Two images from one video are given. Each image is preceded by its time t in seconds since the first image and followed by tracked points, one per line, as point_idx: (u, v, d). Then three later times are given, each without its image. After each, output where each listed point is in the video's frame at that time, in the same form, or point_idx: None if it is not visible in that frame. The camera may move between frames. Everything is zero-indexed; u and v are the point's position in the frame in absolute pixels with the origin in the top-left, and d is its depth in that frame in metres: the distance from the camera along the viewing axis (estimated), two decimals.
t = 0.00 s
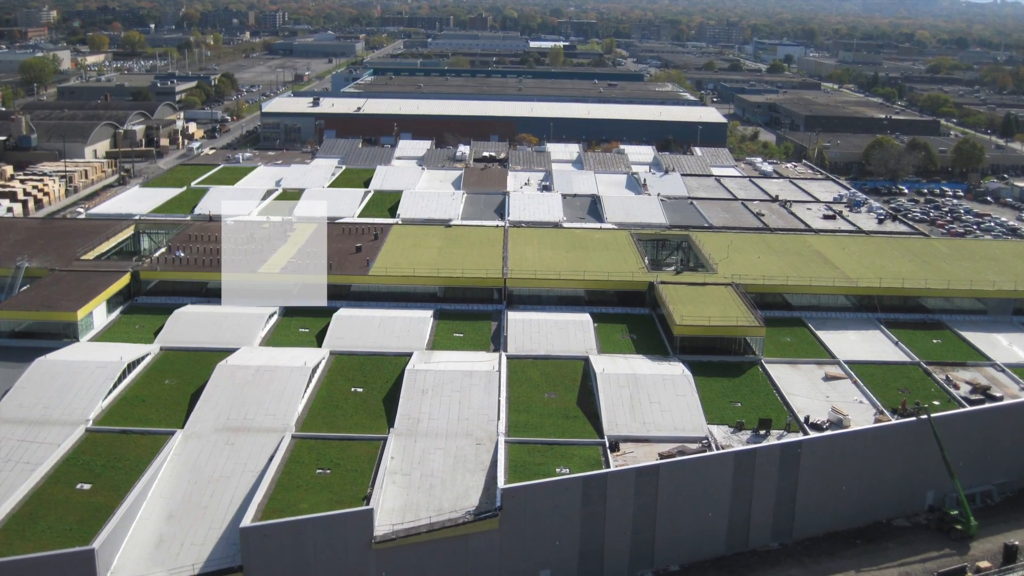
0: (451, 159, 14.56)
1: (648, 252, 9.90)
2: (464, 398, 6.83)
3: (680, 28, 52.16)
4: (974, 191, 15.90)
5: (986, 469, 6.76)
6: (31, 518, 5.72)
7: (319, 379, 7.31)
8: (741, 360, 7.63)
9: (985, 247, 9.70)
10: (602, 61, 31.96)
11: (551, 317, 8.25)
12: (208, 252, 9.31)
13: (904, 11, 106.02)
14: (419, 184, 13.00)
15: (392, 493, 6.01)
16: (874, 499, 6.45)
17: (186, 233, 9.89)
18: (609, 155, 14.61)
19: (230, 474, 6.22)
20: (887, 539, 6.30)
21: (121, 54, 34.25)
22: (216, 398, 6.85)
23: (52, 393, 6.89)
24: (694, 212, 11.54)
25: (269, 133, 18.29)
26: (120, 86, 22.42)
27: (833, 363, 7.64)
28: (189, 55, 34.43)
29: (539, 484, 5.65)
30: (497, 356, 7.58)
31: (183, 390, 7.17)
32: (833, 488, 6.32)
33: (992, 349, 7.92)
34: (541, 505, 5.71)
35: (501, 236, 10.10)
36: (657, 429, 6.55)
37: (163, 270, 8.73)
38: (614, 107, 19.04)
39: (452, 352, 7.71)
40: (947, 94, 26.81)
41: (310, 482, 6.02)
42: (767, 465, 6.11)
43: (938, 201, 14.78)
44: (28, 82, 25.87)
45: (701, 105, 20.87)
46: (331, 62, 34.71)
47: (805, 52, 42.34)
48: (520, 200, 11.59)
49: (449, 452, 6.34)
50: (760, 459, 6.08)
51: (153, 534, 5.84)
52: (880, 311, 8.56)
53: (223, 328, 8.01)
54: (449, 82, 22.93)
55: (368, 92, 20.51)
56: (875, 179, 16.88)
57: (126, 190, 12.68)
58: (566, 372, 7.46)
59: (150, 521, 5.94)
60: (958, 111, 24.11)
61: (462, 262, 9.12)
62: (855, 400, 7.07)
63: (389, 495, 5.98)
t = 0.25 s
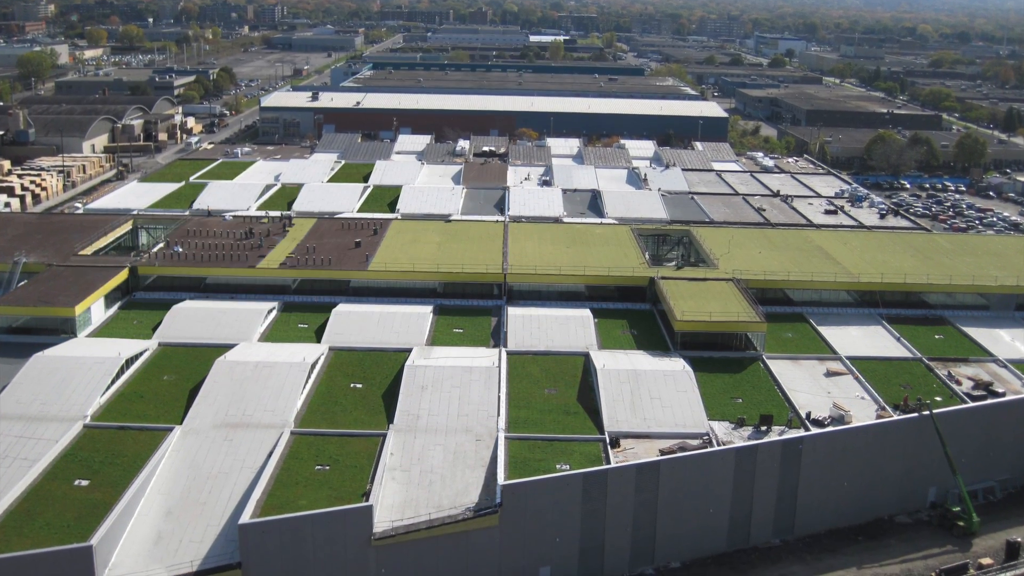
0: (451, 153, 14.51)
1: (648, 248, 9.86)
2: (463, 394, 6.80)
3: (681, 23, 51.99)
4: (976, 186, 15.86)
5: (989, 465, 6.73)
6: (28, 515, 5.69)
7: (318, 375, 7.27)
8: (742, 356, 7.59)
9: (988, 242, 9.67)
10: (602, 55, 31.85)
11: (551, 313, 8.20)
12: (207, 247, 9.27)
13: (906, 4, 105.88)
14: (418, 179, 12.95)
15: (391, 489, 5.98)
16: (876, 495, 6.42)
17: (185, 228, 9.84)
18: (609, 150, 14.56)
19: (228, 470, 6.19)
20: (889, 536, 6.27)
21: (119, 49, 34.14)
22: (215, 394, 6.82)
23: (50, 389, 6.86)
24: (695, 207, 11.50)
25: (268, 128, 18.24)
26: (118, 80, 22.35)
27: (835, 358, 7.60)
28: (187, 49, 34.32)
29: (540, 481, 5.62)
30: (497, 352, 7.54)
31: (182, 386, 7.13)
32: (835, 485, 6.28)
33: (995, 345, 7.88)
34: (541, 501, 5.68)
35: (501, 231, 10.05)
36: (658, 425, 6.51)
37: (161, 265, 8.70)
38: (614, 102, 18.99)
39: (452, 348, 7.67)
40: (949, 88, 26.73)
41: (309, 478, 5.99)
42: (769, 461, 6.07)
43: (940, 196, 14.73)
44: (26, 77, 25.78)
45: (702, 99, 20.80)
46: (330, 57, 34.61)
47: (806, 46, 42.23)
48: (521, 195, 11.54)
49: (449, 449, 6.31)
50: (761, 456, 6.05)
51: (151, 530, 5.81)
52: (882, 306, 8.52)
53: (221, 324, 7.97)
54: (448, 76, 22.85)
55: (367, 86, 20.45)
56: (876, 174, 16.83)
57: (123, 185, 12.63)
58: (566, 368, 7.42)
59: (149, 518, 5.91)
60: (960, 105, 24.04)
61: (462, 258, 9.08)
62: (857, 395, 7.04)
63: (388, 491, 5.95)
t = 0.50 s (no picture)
0: (451, 148, 14.46)
1: (649, 243, 9.82)
2: (463, 389, 6.76)
3: (682, 16, 51.81)
4: (978, 181, 15.82)
5: (991, 461, 6.70)
6: (26, 511, 5.66)
7: (317, 371, 7.23)
8: (743, 352, 7.55)
9: (990, 237, 9.63)
10: (602, 50, 31.77)
11: (551, 309, 8.17)
12: (205, 242, 9.23)
13: None
14: (418, 174, 12.90)
15: (390, 486, 5.94)
16: (877, 492, 6.39)
17: (183, 223, 9.80)
18: (610, 145, 14.50)
19: (227, 466, 6.16)
20: (891, 532, 6.24)
21: (117, 43, 34.04)
22: (213, 390, 6.78)
23: (48, 385, 6.82)
24: (696, 202, 11.45)
25: (266, 122, 18.18)
26: (116, 75, 22.28)
27: (836, 354, 7.57)
28: (186, 43, 34.21)
29: (540, 477, 5.59)
30: (496, 347, 7.51)
31: (180, 382, 7.10)
32: (836, 481, 6.26)
33: (997, 340, 7.84)
34: (541, 497, 5.65)
35: (501, 226, 10.01)
36: (658, 421, 6.48)
37: (159, 260, 8.66)
38: (614, 96, 18.92)
39: (451, 344, 7.64)
40: (952, 83, 26.65)
41: (307, 474, 5.96)
42: (770, 457, 6.05)
43: (942, 191, 14.69)
44: (24, 71, 25.70)
45: (703, 94, 20.73)
46: (329, 51, 34.52)
47: (808, 40, 42.11)
48: (521, 190, 11.49)
49: (448, 445, 6.28)
50: (763, 452, 6.02)
51: (150, 527, 5.78)
52: (884, 302, 8.48)
53: (219, 320, 7.93)
54: (449, 70, 22.78)
55: (367, 80, 20.38)
56: (878, 168, 16.78)
57: (121, 180, 12.59)
58: (567, 364, 7.38)
59: (147, 514, 5.88)
60: (962, 100, 23.97)
61: (461, 253, 9.04)
62: (858, 391, 7.01)
63: (388, 488, 5.92)
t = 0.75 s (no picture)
0: (451, 143, 14.41)
1: (650, 238, 9.78)
2: (463, 385, 6.73)
3: (683, 11, 51.65)
4: (981, 176, 15.77)
5: (993, 457, 6.67)
6: (23, 508, 5.63)
7: (316, 366, 7.19)
8: (744, 348, 7.52)
9: (992, 233, 9.59)
10: (603, 44, 31.66)
11: (551, 304, 8.12)
12: (203, 237, 9.19)
13: None
14: (418, 168, 12.85)
15: (390, 482, 5.91)
16: (879, 488, 6.36)
17: (181, 218, 9.75)
18: (610, 139, 14.45)
19: (226, 463, 6.12)
20: (893, 529, 6.21)
21: (115, 37, 33.93)
22: (212, 386, 6.74)
23: (46, 381, 6.79)
24: (697, 196, 11.41)
25: (265, 117, 18.12)
26: (114, 69, 22.21)
27: (838, 350, 7.53)
28: (184, 37, 34.09)
29: (540, 473, 5.56)
30: (496, 343, 7.47)
31: (178, 378, 7.06)
32: (838, 477, 6.22)
33: (1000, 336, 7.81)
34: (542, 493, 5.62)
35: (501, 221, 9.97)
36: (659, 417, 6.45)
37: (157, 255, 8.62)
38: (614, 90, 18.86)
39: (451, 339, 7.60)
40: (953, 77, 26.58)
41: (306, 471, 5.93)
42: (771, 453, 6.01)
43: (944, 186, 14.65)
44: (22, 65, 25.61)
45: (704, 88, 20.66)
46: (328, 46, 34.42)
47: (809, 34, 41.98)
48: (521, 185, 11.45)
49: (448, 441, 6.25)
50: (764, 448, 5.98)
51: (148, 524, 5.74)
52: (886, 297, 8.44)
53: (218, 315, 7.89)
54: (449, 64, 22.71)
55: (366, 75, 20.30)
56: (880, 163, 16.74)
57: (119, 175, 12.55)
58: (567, 359, 7.35)
59: (146, 511, 5.84)
60: (965, 94, 23.90)
61: (461, 248, 8.99)
62: (860, 387, 6.97)
63: (387, 484, 5.89)
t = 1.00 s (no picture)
0: (450, 137, 14.35)
1: (650, 233, 9.74)
2: (463, 381, 6.69)
3: (683, 5, 51.49)
4: (983, 170, 15.72)
5: (996, 453, 6.64)
6: (21, 505, 5.59)
7: (315, 362, 7.16)
8: (745, 343, 7.48)
9: (995, 228, 9.54)
10: (603, 38, 31.56)
11: (552, 300, 8.08)
12: (202, 232, 9.14)
13: None
14: (417, 163, 12.81)
15: (389, 479, 5.88)
16: (881, 484, 6.33)
17: (179, 213, 9.70)
18: (611, 134, 14.39)
19: (224, 459, 6.09)
20: (894, 526, 6.18)
21: (113, 31, 33.83)
22: (210, 382, 6.71)
23: (44, 376, 6.75)
24: (698, 191, 11.36)
25: (264, 111, 18.06)
26: (112, 63, 22.13)
27: (839, 346, 7.49)
28: (183, 31, 33.97)
29: (540, 470, 5.52)
30: (496, 339, 7.43)
31: (177, 374, 7.02)
32: (839, 474, 6.19)
33: (1002, 332, 7.77)
34: (542, 490, 5.59)
35: (501, 216, 9.92)
36: (660, 413, 6.41)
37: (156, 251, 8.58)
38: (615, 85, 18.79)
39: (451, 335, 7.56)
40: (956, 71, 26.50)
41: (305, 467, 5.90)
42: (773, 449, 5.98)
43: (946, 181, 14.61)
44: (19, 59, 25.52)
45: (704, 82, 20.59)
46: (328, 40, 34.31)
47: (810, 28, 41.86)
48: (521, 180, 11.40)
49: (448, 437, 6.21)
50: (765, 444, 5.95)
51: (146, 520, 5.71)
52: (888, 293, 8.41)
53: (216, 311, 7.85)
54: (449, 59, 22.62)
55: (366, 69, 20.23)
56: (882, 158, 16.69)
57: (117, 169, 12.50)
58: (568, 355, 7.31)
59: (144, 507, 5.81)
60: (967, 88, 23.83)
61: (460, 243, 8.95)
62: (862, 383, 6.94)
63: (387, 481, 5.86)
